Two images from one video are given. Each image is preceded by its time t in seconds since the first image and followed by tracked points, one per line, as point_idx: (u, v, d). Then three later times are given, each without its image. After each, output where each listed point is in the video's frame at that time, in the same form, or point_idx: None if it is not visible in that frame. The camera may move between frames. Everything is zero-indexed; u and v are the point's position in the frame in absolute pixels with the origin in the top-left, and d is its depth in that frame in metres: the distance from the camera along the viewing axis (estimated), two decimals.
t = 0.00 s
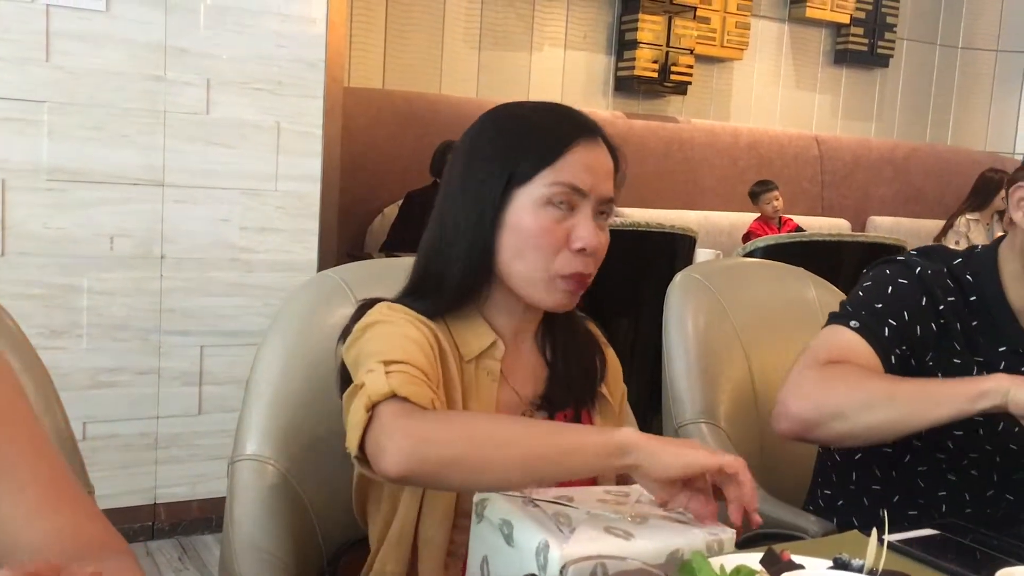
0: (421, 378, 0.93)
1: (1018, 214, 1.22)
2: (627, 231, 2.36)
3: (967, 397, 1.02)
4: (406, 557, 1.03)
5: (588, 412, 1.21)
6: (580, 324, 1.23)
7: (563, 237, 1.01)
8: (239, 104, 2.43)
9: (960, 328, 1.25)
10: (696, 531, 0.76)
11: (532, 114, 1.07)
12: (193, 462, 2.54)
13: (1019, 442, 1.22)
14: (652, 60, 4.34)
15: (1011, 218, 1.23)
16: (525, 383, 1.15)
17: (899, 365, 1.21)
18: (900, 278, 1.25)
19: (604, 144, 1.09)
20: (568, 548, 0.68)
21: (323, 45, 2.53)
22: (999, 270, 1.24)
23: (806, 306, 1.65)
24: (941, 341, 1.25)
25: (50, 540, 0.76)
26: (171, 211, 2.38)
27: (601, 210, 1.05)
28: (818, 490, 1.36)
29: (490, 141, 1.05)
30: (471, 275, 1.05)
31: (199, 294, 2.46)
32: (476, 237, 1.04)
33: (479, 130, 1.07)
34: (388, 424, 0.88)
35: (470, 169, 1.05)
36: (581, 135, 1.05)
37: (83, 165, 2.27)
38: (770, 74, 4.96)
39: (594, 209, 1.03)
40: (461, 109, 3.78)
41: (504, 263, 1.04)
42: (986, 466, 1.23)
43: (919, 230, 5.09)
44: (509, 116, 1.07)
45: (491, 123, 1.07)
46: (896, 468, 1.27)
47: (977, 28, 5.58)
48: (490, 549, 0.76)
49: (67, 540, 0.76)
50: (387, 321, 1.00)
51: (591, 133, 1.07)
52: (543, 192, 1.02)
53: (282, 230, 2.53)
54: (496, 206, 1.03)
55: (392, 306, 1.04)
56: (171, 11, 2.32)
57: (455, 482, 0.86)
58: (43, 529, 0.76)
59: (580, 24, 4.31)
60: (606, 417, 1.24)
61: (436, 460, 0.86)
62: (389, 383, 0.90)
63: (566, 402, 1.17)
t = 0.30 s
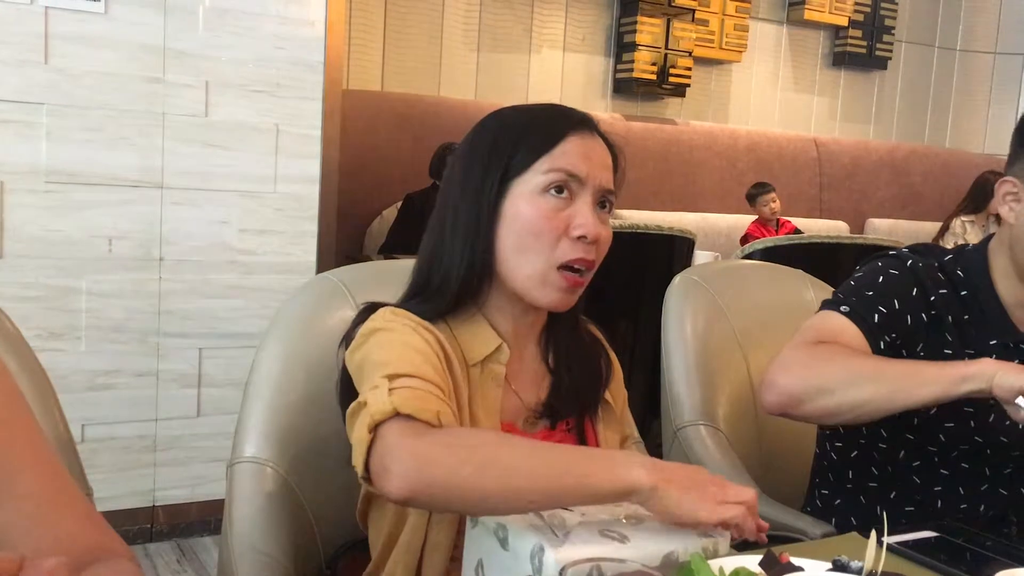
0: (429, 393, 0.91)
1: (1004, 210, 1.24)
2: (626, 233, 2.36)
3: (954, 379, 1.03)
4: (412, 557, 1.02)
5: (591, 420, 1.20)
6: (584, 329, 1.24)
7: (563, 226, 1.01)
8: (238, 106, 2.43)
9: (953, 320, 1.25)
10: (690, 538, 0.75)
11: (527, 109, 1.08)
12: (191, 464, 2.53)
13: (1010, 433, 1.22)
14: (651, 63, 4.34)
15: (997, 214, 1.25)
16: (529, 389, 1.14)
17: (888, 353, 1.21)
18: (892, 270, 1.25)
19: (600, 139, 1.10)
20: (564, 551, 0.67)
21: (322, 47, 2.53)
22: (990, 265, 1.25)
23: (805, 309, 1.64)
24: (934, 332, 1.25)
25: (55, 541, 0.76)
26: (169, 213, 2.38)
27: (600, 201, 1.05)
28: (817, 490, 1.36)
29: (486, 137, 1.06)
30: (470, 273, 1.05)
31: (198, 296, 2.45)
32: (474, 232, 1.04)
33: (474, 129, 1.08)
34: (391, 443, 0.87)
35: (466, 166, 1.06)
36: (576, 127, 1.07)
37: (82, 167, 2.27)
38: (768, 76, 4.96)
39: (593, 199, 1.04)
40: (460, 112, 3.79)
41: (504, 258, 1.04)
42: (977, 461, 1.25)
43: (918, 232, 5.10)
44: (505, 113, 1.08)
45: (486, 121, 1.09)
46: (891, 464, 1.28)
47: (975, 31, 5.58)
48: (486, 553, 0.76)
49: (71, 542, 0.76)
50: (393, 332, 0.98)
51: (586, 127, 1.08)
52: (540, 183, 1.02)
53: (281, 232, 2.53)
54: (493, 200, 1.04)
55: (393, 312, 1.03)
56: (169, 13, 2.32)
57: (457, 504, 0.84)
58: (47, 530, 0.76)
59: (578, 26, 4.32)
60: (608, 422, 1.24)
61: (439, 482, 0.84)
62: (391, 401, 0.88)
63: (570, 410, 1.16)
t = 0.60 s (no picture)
0: (418, 419, 0.89)
1: (1000, 208, 1.24)
2: (627, 234, 2.36)
3: (953, 381, 1.03)
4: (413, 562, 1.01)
5: (593, 424, 1.19)
6: (588, 329, 1.24)
7: (568, 228, 1.02)
8: (239, 108, 2.43)
9: (949, 317, 1.25)
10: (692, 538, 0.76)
11: (523, 109, 1.08)
12: (192, 466, 2.53)
13: (1008, 431, 1.21)
14: (651, 64, 4.34)
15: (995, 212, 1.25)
16: (530, 391, 1.15)
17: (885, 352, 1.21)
18: (887, 270, 1.26)
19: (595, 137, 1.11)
20: (569, 552, 0.69)
21: (323, 48, 2.53)
22: (986, 262, 1.25)
23: (807, 310, 1.64)
24: (930, 330, 1.25)
25: (63, 555, 0.77)
26: (170, 214, 2.39)
27: (601, 203, 1.06)
28: (817, 489, 1.36)
29: (483, 140, 1.06)
30: (474, 276, 1.04)
31: (199, 298, 2.46)
32: (476, 236, 1.03)
33: (471, 131, 1.07)
34: (372, 476, 0.86)
35: (465, 169, 1.05)
36: (574, 128, 1.07)
37: (83, 170, 2.28)
38: (769, 77, 4.96)
39: (595, 201, 1.05)
40: (460, 113, 3.79)
41: (509, 261, 1.04)
42: (976, 458, 1.24)
43: (919, 233, 5.09)
44: (501, 114, 1.07)
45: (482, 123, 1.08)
46: (889, 461, 1.28)
47: (976, 31, 5.58)
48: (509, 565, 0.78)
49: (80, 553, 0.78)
50: (387, 348, 0.97)
51: (584, 129, 1.08)
52: (543, 185, 1.03)
53: (282, 233, 2.53)
54: (495, 202, 1.03)
55: (393, 321, 1.02)
56: (170, 15, 2.32)
57: (463, 527, 0.84)
58: (56, 544, 0.77)
59: (579, 28, 4.32)
60: (613, 427, 1.23)
61: (420, 519, 0.85)
62: (376, 432, 0.87)
63: (574, 411, 1.16)
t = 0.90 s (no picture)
0: (411, 428, 0.90)
1: (1007, 209, 1.25)
2: (630, 234, 2.35)
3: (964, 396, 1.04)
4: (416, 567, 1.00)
5: (589, 417, 1.19)
6: (578, 326, 1.25)
7: (564, 244, 1.02)
8: (242, 109, 2.43)
9: (963, 324, 1.25)
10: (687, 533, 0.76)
11: (515, 112, 1.05)
12: (196, 466, 2.54)
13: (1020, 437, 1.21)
14: (654, 64, 4.34)
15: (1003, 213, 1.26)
16: (524, 388, 1.15)
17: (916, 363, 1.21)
18: (907, 277, 1.25)
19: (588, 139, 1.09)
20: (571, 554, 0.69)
21: (325, 50, 2.53)
22: (997, 266, 1.25)
23: (807, 308, 1.65)
24: (948, 338, 1.25)
25: (74, 556, 0.78)
26: (174, 215, 2.39)
27: (593, 213, 1.06)
28: (823, 490, 1.38)
29: (478, 147, 1.02)
30: (468, 288, 1.04)
31: (204, 299, 2.46)
32: (471, 247, 1.02)
33: (464, 134, 1.03)
34: (368, 489, 0.87)
35: (458, 177, 1.03)
36: (569, 134, 1.05)
37: (87, 171, 2.28)
38: (772, 77, 4.96)
39: (589, 214, 1.04)
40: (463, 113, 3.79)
41: (504, 273, 1.04)
42: (988, 463, 1.23)
43: (922, 233, 5.08)
44: (494, 119, 1.04)
45: (475, 125, 1.04)
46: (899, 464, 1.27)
47: (979, 30, 5.57)
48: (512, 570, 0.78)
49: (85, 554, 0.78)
50: (378, 356, 0.97)
51: (578, 133, 1.06)
52: (540, 199, 1.01)
53: (286, 234, 2.54)
54: (491, 214, 1.02)
55: (386, 326, 1.02)
56: (173, 16, 2.32)
57: (467, 526, 0.85)
58: (63, 549, 0.78)
59: (582, 28, 4.32)
60: (609, 419, 1.22)
61: (415, 529, 0.86)
62: (370, 446, 0.87)
63: (568, 404, 1.16)
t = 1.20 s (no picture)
0: (401, 446, 0.89)
1: None
2: (634, 233, 2.35)
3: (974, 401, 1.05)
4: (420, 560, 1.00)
5: (583, 412, 1.19)
6: (569, 324, 1.25)
7: (555, 259, 1.02)
8: (244, 109, 2.43)
9: (979, 323, 1.24)
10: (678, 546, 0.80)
11: (522, 120, 1.03)
12: (201, 466, 2.54)
13: None
14: (657, 62, 4.33)
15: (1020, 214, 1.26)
16: (518, 385, 1.14)
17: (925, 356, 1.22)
18: (925, 271, 1.26)
19: (591, 150, 1.08)
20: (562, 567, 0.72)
21: (328, 49, 2.53)
22: (1015, 266, 1.24)
23: (811, 306, 1.64)
24: (963, 336, 1.25)
25: (81, 559, 0.81)
26: (177, 215, 2.39)
27: (588, 227, 1.05)
28: (828, 489, 1.37)
29: (479, 154, 1.01)
30: (457, 296, 1.04)
31: (207, 298, 2.46)
32: (463, 256, 1.02)
33: (466, 138, 1.02)
34: (360, 515, 0.87)
35: (457, 183, 1.02)
36: (574, 148, 1.04)
37: (90, 171, 2.28)
38: (775, 75, 4.95)
39: (584, 229, 1.04)
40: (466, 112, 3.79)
41: (493, 281, 1.04)
42: (998, 465, 1.22)
43: (926, 231, 5.07)
44: (499, 126, 1.02)
45: (478, 130, 1.03)
46: (909, 464, 1.27)
47: (983, 28, 5.56)
48: None
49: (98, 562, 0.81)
50: (369, 368, 0.96)
51: (582, 145, 1.05)
52: (536, 212, 1.00)
53: (289, 234, 2.54)
54: (487, 224, 1.01)
55: (378, 334, 1.02)
56: (176, 16, 2.32)
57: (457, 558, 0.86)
58: (69, 553, 0.81)
59: (584, 26, 4.32)
60: (604, 414, 1.22)
61: (404, 556, 0.87)
62: (358, 472, 0.87)
63: (563, 399, 1.16)
